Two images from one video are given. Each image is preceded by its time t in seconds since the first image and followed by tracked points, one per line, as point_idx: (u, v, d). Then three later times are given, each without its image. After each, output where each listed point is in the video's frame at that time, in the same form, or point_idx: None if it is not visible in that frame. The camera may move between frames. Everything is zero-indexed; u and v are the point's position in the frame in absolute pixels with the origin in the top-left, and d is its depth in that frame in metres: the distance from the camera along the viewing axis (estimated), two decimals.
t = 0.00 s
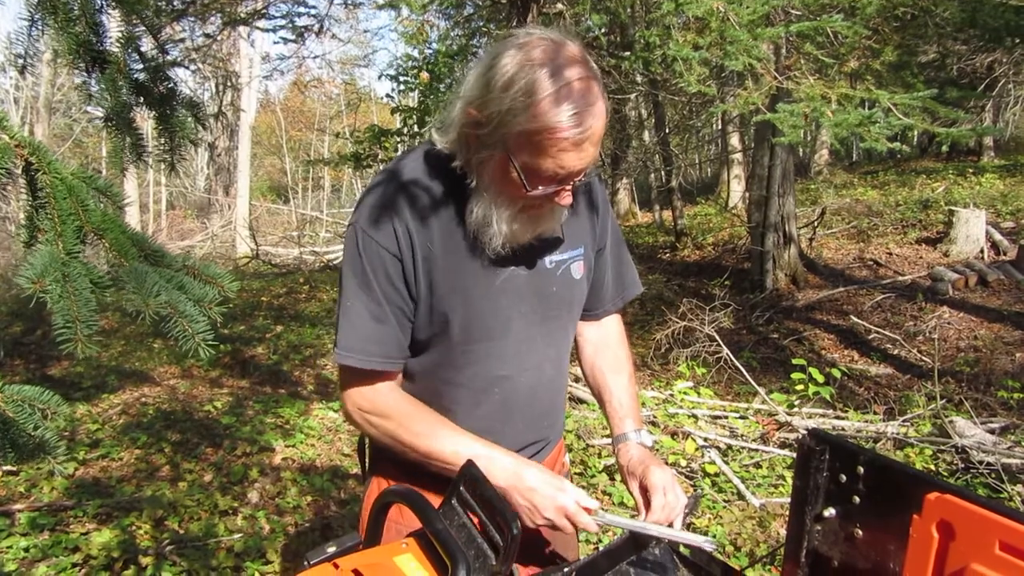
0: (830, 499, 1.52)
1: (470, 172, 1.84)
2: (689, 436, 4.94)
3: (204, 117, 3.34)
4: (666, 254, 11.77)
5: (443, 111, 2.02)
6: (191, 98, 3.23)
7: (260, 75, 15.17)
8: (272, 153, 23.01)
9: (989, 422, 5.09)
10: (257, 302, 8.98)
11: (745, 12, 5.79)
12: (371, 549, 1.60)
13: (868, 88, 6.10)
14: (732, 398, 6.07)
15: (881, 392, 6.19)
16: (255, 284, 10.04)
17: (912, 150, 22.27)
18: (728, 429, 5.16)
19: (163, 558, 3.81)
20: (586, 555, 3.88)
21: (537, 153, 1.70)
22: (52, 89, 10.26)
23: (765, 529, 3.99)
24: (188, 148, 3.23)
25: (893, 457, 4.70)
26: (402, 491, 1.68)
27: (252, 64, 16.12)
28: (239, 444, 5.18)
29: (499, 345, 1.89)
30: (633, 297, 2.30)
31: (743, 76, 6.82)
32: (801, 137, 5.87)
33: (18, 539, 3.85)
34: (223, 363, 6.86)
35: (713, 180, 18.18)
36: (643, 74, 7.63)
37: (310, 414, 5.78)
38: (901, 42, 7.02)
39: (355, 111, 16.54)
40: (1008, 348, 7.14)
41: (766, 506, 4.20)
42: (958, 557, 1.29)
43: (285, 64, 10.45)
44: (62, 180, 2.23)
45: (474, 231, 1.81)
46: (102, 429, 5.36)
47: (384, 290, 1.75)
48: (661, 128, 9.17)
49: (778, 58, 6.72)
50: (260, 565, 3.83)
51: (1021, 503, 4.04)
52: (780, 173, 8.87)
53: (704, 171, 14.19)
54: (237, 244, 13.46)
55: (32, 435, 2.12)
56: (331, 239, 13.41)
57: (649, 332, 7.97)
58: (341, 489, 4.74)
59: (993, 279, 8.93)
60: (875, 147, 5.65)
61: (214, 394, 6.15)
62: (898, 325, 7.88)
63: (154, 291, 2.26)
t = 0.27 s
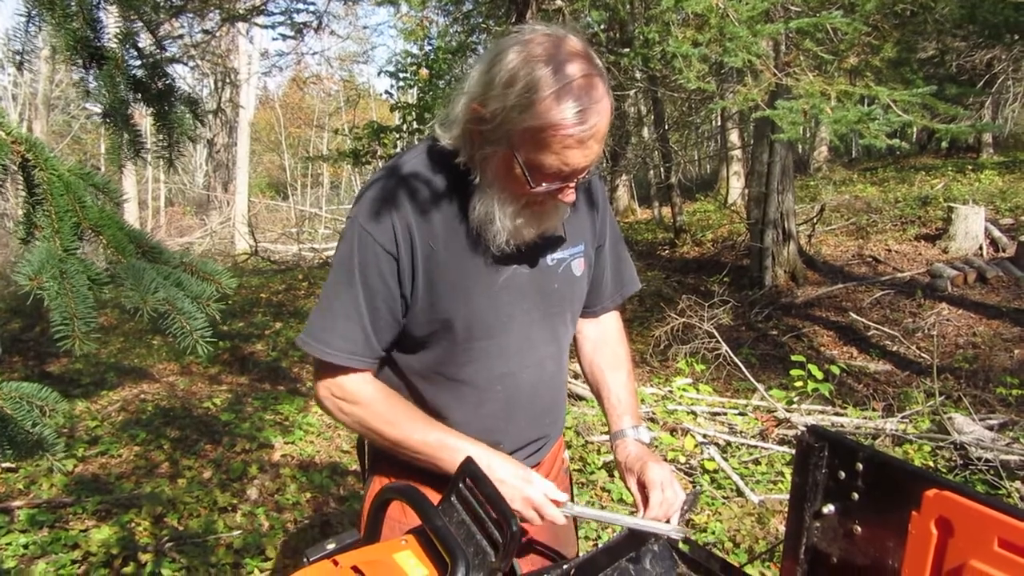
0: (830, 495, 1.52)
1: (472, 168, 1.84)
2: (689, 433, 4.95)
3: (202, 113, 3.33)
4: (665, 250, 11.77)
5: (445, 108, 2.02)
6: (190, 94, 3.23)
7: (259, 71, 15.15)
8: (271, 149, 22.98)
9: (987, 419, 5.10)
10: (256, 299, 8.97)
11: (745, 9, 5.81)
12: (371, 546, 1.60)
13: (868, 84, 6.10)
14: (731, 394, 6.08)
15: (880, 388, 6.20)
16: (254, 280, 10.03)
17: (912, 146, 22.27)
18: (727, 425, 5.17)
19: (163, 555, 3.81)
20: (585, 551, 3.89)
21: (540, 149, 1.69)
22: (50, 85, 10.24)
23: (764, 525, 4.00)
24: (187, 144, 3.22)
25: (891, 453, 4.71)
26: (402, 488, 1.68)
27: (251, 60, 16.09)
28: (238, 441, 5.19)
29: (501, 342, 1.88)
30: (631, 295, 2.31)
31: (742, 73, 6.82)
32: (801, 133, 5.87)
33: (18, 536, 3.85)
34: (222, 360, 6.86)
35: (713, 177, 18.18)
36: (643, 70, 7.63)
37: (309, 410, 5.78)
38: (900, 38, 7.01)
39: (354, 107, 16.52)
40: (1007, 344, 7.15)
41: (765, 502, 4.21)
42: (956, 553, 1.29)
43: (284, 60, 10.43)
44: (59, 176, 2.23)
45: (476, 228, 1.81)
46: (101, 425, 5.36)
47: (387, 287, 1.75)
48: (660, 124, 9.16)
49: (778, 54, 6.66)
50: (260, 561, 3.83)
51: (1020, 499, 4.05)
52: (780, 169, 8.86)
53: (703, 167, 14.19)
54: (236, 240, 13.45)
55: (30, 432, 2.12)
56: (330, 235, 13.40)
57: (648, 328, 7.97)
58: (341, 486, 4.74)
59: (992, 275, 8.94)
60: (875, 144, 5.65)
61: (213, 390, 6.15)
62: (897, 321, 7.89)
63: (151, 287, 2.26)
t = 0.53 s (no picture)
0: (827, 491, 1.53)
1: (464, 161, 1.84)
2: (686, 428, 4.95)
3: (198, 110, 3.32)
4: (663, 246, 11.77)
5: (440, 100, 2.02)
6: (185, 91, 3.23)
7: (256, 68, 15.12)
8: (268, 146, 22.94)
9: (984, 414, 5.11)
10: (254, 296, 8.96)
11: (741, 4, 5.86)
12: (369, 543, 1.60)
13: (865, 80, 6.10)
14: (729, 390, 6.08)
15: (877, 383, 6.21)
16: (252, 277, 10.02)
17: (909, 141, 22.26)
18: (725, 421, 5.17)
19: (160, 553, 3.81)
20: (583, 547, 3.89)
21: (530, 142, 1.69)
22: (46, 82, 10.20)
23: (761, 521, 4.01)
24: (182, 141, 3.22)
25: (889, 448, 4.71)
26: (399, 485, 1.69)
27: (247, 57, 16.04)
28: (236, 438, 5.18)
29: (497, 337, 1.89)
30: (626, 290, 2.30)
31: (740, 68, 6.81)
32: (798, 128, 5.86)
33: (16, 534, 3.85)
34: (220, 357, 6.86)
35: (710, 172, 18.17)
36: (640, 66, 7.62)
37: (307, 407, 5.78)
38: (897, 33, 7.00)
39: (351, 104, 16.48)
40: (1004, 339, 7.16)
41: (763, 498, 4.22)
42: (953, 548, 1.29)
43: (280, 57, 10.41)
44: (54, 173, 2.23)
45: (471, 222, 1.81)
46: (99, 423, 5.35)
47: (381, 281, 1.75)
48: (658, 120, 9.15)
49: (775, 49, 6.69)
50: (258, 559, 3.83)
51: (1016, 494, 4.06)
52: (777, 165, 8.86)
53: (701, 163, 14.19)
54: (233, 237, 13.43)
55: (26, 430, 2.13)
56: (327, 232, 13.38)
57: (646, 324, 7.97)
58: (339, 483, 4.74)
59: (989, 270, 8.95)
60: (872, 139, 5.65)
61: (211, 387, 6.15)
62: (894, 316, 7.90)
63: (147, 285, 2.24)
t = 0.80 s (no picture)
0: (824, 489, 1.53)
1: (469, 154, 1.84)
2: (683, 426, 4.96)
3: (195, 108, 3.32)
4: (660, 244, 11.78)
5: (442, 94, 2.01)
6: (184, 88, 3.21)
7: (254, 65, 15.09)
8: (266, 143, 22.91)
9: (981, 412, 5.13)
10: (251, 293, 8.95)
11: (740, 2, 5.94)
12: (367, 540, 1.61)
13: (863, 78, 6.10)
14: (726, 388, 6.09)
15: (874, 381, 6.22)
16: (249, 275, 10.01)
17: (906, 140, 22.30)
18: (722, 418, 5.18)
19: (158, 550, 3.81)
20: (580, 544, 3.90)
21: (539, 136, 1.69)
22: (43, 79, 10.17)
23: (758, 518, 4.02)
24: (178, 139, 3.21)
25: (885, 446, 4.72)
26: (396, 483, 1.69)
27: (245, 54, 16.01)
28: (233, 435, 5.18)
29: (494, 334, 1.88)
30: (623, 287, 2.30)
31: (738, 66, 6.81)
32: (796, 126, 5.86)
33: (12, 531, 3.85)
34: (217, 355, 6.85)
35: (708, 170, 18.18)
36: (638, 64, 7.62)
37: (304, 405, 5.78)
38: (895, 31, 7.00)
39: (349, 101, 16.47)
40: (1001, 337, 7.18)
41: (760, 496, 4.22)
42: (950, 546, 1.30)
43: (278, 54, 10.39)
44: (48, 170, 2.25)
45: (471, 216, 1.81)
46: (96, 420, 5.35)
47: (379, 275, 1.74)
48: (656, 118, 9.15)
49: (773, 47, 6.71)
50: (255, 556, 3.84)
51: (1012, 492, 4.07)
52: (775, 163, 8.86)
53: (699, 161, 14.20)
54: (230, 234, 13.42)
55: (22, 428, 2.13)
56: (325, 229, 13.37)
57: (643, 322, 7.98)
58: (336, 480, 4.74)
59: (986, 269, 8.97)
60: (870, 137, 5.66)
61: (208, 385, 6.15)
62: (891, 314, 7.91)
63: (141, 282, 2.24)
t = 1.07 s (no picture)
0: (822, 486, 1.53)
1: (463, 150, 1.84)
2: (682, 423, 4.97)
3: (195, 104, 3.31)
4: (659, 241, 11.78)
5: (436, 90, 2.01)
6: (182, 82, 3.20)
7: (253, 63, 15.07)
8: (264, 141, 22.88)
9: (979, 409, 5.13)
10: (250, 291, 8.95)
11: None
12: (365, 537, 1.61)
13: (862, 75, 6.11)
14: (725, 385, 6.10)
15: (873, 378, 6.23)
16: (248, 272, 10.00)
17: (905, 138, 22.29)
18: (721, 415, 5.19)
19: (157, 547, 3.82)
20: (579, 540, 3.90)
21: (531, 131, 1.69)
22: (41, 76, 10.15)
23: (757, 515, 4.03)
24: (178, 134, 3.21)
25: (884, 443, 4.73)
26: (394, 479, 1.69)
27: (244, 51, 15.98)
28: (232, 433, 5.18)
29: (488, 330, 1.89)
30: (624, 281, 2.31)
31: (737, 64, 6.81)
32: (794, 124, 5.86)
33: (11, 529, 3.85)
34: (216, 352, 6.85)
35: (707, 168, 18.18)
36: (637, 62, 7.61)
37: (303, 402, 5.78)
38: (895, 29, 6.99)
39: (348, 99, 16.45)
40: (999, 335, 7.19)
41: (758, 493, 4.23)
42: (948, 542, 1.30)
43: (276, 51, 10.38)
44: (46, 166, 2.24)
45: (465, 212, 1.81)
46: (95, 418, 5.35)
47: (372, 272, 1.75)
48: (655, 115, 9.15)
49: (772, 45, 6.73)
50: (254, 553, 3.84)
51: (1010, 489, 4.08)
52: (774, 160, 8.86)
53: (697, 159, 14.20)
54: (229, 232, 13.42)
55: (18, 425, 2.13)
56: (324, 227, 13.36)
57: (642, 320, 7.98)
58: (335, 477, 4.74)
59: (984, 266, 8.98)
60: (868, 135, 5.65)
61: (207, 382, 6.15)
62: (890, 312, 7.92)
63: (139, 279, 2.25)
